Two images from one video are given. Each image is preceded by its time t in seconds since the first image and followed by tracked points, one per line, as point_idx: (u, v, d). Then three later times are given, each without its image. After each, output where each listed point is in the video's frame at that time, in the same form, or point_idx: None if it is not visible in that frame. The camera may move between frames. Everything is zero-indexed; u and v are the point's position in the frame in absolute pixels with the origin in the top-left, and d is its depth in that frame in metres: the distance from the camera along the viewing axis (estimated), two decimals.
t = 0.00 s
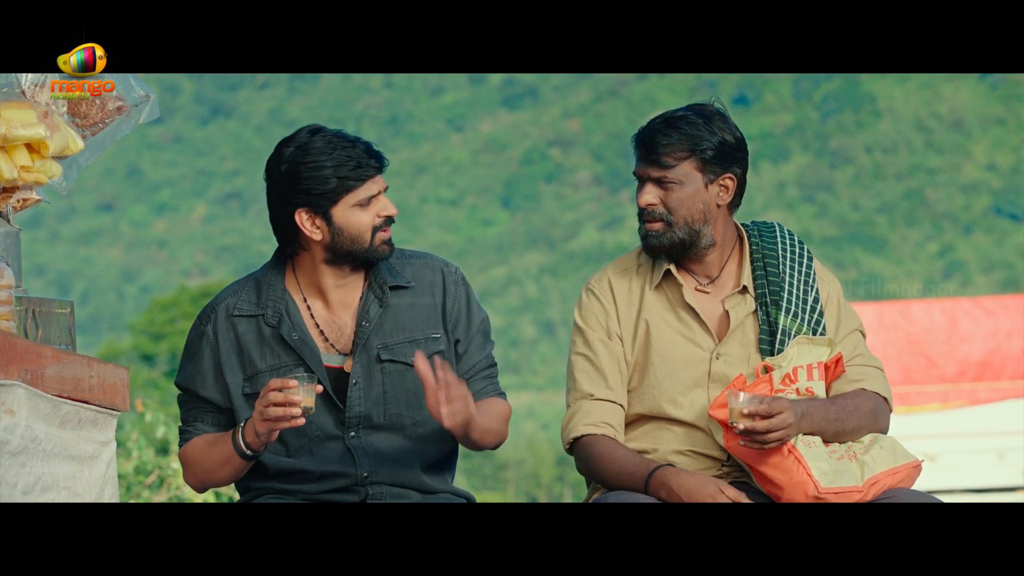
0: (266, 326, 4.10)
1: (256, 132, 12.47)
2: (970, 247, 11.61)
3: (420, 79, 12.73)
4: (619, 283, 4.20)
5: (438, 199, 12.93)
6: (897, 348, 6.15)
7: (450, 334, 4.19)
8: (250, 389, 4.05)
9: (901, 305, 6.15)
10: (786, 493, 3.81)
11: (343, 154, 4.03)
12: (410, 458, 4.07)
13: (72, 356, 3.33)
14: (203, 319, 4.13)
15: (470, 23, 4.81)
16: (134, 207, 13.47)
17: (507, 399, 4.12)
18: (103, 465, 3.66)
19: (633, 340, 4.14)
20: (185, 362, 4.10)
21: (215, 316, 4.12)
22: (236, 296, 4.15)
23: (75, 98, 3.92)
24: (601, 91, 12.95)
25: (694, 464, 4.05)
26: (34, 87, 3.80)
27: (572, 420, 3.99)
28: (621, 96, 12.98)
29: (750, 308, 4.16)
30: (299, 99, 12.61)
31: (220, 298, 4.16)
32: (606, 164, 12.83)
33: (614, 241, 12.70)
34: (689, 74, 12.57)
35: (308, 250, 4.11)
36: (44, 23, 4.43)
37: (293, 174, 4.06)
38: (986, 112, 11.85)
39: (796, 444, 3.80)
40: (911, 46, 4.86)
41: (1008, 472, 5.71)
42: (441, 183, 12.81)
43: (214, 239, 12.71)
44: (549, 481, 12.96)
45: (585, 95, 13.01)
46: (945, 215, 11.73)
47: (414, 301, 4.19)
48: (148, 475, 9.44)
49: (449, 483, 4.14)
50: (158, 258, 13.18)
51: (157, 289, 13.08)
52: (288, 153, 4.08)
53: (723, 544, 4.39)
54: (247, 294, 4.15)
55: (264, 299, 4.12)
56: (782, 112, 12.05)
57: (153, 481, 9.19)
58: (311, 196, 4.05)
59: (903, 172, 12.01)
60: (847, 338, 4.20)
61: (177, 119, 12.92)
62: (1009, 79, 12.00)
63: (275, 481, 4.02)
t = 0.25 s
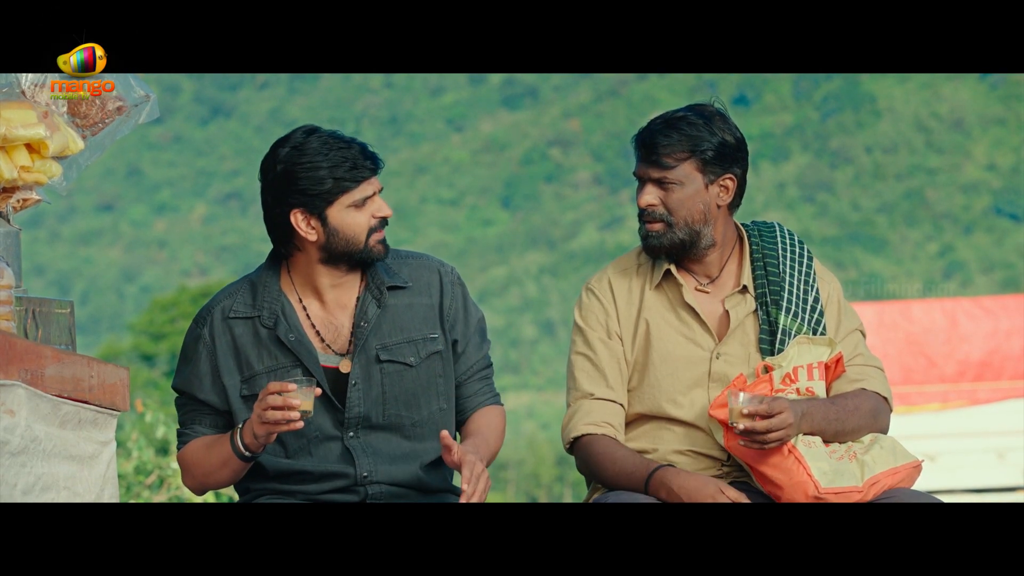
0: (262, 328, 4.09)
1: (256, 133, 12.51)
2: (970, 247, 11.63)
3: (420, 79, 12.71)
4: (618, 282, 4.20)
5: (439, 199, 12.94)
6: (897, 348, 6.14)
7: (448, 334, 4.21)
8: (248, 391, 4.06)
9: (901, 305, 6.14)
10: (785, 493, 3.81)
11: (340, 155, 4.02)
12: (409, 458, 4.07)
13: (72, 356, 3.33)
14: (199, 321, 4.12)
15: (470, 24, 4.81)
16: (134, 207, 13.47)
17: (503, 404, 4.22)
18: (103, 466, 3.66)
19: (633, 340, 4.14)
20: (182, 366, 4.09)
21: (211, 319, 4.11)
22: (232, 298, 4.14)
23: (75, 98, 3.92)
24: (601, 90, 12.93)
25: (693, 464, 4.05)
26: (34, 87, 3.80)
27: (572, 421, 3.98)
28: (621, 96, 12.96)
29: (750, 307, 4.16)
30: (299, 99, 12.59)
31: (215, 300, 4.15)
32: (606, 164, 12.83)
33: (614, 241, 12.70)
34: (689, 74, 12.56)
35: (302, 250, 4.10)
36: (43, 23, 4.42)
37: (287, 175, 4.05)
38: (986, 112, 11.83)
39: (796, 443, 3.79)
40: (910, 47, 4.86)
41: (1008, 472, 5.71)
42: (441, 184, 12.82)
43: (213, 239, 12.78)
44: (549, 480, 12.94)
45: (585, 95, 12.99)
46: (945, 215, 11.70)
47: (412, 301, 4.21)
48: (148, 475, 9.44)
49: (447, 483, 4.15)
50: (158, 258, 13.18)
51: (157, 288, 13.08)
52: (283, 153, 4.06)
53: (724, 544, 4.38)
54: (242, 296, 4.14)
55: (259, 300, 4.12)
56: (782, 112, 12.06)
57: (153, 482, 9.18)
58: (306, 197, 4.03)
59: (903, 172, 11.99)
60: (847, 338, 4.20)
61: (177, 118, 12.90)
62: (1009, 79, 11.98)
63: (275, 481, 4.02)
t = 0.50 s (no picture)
0: (262, 327, 4.09)
1: (256, 133, 12.55)
2: (970, 247, 11.61)
3: (420, 79, 12.71)
4: (618, 282, 4.20)
5: (439, 199, 12.96)
6: (897, 348, 6.14)
7: (447, 334, 4.20)
8: (248, 391, 4.06)
9: (902, 305, 6.14)
10: (785, 492, 3.81)
11: (336, 156, 4.00)
12: (409, 458, 4.07)
13: (72, 356, 3.33)
14: (200, 322, 4.12)
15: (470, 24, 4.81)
16: (134, 207, 13.47)
17: (502, 406, 4.20)
18: (103, 465, 3.66)
19: (632, 340, 4.14)
20: (182, 366, 4.09)
21: (211, 319, 4.12)
22: (233, 298, 4.15)
23: (75, 98, 3.92)
24: (601, 90, 12.90)
25: (693, 465, 4.05)
26: (34, 87, 3.80)
27: (572, 421, 3.98)
28: (621, 96, 12.92)
29: (750, 307, 4.16)
30: (299, 99, 12.59)
31: (216, 300, 4.15)
32: (606, 164, 12.86)
33: (614, 241, 12.71)
34: (689, 74, 12.55)
35: (302, 250, 4.10)
36: (41, 22, 4.43)
37: (284, 174, 4.05)
38: (986, 112, 11.81)
39: (796, 442, 3.79)
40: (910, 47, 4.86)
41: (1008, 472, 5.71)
42: (441, 184, 12.83)
43: (213, 239, 12.81)
44: (549, 480, 12.98)
45: (585, 95, 12.96)
46: (945, 215, 11.69)
47: (412, 301, 4.21)
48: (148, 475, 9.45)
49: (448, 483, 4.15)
50: (158, 258, 13.19)
51: (157, 288, 13.09)
52: (278, 153, 4.06)
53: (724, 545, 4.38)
54: (243, 295, 4.14)
55: (259, 300, 4.12)
56: (783, 112, 12.06)
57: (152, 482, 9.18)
58: (300, 197, 4.03)
59: (903, 172, 11.99)
60: (847, 338, 4.19)
61: (177, 118, 12.89)
62: (1009, 79, 11.96)
63: (275, 481, 4.02)
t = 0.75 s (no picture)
0: (265, 324, 4.11)
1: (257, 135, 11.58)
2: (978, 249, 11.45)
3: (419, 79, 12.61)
4: (618, 282, 4.20)
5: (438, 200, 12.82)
6: (897, 348, 6.18)
7: (449, 335, 4.18)
8: (251, 387, 4.06)
9: (902, 304, 6.15)
10: (786, 487, 3.80)
11: (311, 177, 3.99)
12: (409, 459, 4.06)
13: (71, 357, 3.33)
14: (204, 318, 4.14)
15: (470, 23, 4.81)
16: (133, 207, 13.47)
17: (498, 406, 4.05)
18: (104, 465, 3.66)
19: (632, 340, 4.14)
20: (186, 362, 4.10)
21: (214, 316, 4.13)
22: (235, 295, 4.16)
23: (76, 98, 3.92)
24: (601, 91, 12.54)
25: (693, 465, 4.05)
26: (34, 87, 3.81)
27: (572, 420, 3.98)
28: (621, 96, 12.45)
29: (750, 307, 4.16)
30: (299, 100, 11.90)
31: (220, 297, 4.17)
32: (605, 166, 12.23)
33: (613, 242, 12.67)
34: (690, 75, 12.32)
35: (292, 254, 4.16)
36: (44, 23, 4.46)
37: (277, 184, 4.03)
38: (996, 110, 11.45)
39: (797, 437, 3.79)
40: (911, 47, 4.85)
41: (1008, 472, 5.70)
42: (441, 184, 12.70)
43: (213, 239, 12.57)
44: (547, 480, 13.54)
45: (585, 95, 12.64)
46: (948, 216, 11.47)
47: (414, 302, 4.20)
48: (147, 477, 9.45)
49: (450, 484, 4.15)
50: (159, 258, 13.30)
51: (158, 288, 13.23)
52: (266, 163, 4.07)
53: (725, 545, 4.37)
54: (246, 293, 4.15)
55: (262, 297, 4.13)
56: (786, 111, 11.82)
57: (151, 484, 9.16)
58: (285, 208, 4.04)
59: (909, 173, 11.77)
60: (846, 337, 4.19)
61: (175, 119, 12.78)
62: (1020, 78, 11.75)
63: (276, 480, 4.02)
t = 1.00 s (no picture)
0: (266, 324, 4.10)
1: (257, 132, 12.63)
2: (970, 247, 12.12)
3: (420, 79, 12.88)
4: (619, 283, 4.19)
5: (439, 199, 13.15)
6: (897, 348, 6.15)
7: (450, 338, 4.18)
8: (251, 388, 4.06)
9: (901, 304, 6.15)
10: (787, 488, 3.78)
11: (295, 168, 3.95)
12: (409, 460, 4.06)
13: (71, 357, 3.33)
14: (205, 317, 4.14)
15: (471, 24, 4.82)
16: (134, 207, 13.55)
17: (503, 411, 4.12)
18: (103, 466, 3.66)
19: (633, 341, 4.14)
20: (187, 361, 4.11)
21: (215, 315, 4.13)
22: (236, 295, 4.15)
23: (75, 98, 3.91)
24: (601, 91, 13.03)
25: (694, 465, 4.05)
26: (34, 87, 3.79)
27: (573, 421, 3.98)
28: (621, 96, 13.00)
29: (751, 309, 4.17)
30: (299, 99, 12.76)
31: (221, 296, 4.16)
32: (606, 164, 12.96)
33: (614, 242, 12.90)
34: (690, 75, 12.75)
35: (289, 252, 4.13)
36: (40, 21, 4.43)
37: (273, 176, 3.99)
38: (986, 112, 12.14)
39: (798, 437, 3.79)
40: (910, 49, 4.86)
41: (1009, 471, 5.71)
42: (441, 183, 13.00)
43: (213, 239, 12.91)
44: (548, 480, 13.10)
45: (585, 95, 13.08)
46: (946, 216, 12.18)
47: (416, 305, 4.20)
48: (149, 476, 9.51)
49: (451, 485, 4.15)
50: (159, 259, 13.24)
51: (157, 290, 13.08)
52: (266, 157, 4.04)
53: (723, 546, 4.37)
54: (247, 292, 4.14)
55: (263, 297, 4.12)
56: (783, 112, 12.17)
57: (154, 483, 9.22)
58: (275, 199, 4.00)
59: (903, 173, 12.40)
60: (846, 339, 4.20)
61: (177, 119, 12.92)
62: (1008, 80, 12.24)
63: (275, 481, 4.02)
